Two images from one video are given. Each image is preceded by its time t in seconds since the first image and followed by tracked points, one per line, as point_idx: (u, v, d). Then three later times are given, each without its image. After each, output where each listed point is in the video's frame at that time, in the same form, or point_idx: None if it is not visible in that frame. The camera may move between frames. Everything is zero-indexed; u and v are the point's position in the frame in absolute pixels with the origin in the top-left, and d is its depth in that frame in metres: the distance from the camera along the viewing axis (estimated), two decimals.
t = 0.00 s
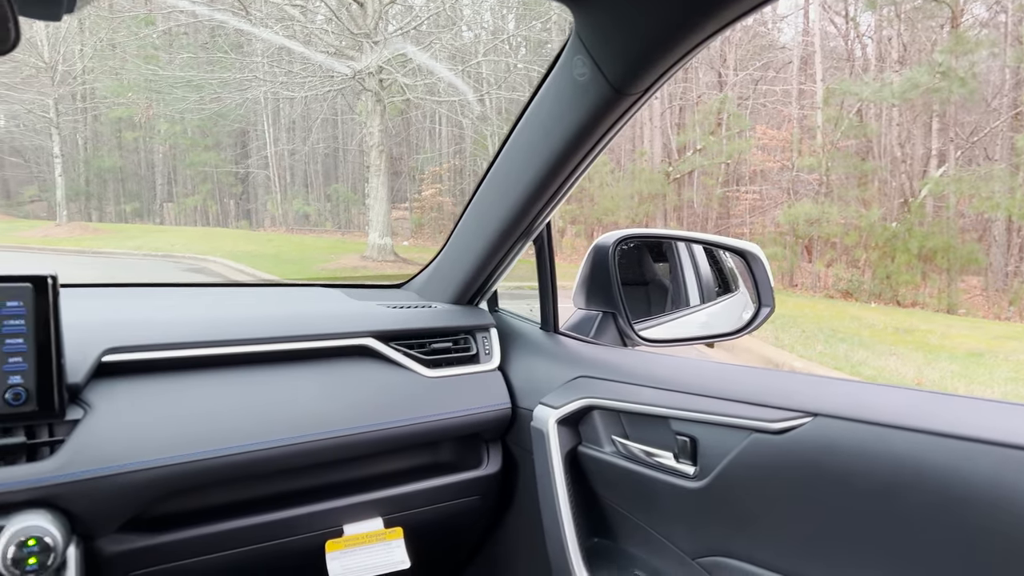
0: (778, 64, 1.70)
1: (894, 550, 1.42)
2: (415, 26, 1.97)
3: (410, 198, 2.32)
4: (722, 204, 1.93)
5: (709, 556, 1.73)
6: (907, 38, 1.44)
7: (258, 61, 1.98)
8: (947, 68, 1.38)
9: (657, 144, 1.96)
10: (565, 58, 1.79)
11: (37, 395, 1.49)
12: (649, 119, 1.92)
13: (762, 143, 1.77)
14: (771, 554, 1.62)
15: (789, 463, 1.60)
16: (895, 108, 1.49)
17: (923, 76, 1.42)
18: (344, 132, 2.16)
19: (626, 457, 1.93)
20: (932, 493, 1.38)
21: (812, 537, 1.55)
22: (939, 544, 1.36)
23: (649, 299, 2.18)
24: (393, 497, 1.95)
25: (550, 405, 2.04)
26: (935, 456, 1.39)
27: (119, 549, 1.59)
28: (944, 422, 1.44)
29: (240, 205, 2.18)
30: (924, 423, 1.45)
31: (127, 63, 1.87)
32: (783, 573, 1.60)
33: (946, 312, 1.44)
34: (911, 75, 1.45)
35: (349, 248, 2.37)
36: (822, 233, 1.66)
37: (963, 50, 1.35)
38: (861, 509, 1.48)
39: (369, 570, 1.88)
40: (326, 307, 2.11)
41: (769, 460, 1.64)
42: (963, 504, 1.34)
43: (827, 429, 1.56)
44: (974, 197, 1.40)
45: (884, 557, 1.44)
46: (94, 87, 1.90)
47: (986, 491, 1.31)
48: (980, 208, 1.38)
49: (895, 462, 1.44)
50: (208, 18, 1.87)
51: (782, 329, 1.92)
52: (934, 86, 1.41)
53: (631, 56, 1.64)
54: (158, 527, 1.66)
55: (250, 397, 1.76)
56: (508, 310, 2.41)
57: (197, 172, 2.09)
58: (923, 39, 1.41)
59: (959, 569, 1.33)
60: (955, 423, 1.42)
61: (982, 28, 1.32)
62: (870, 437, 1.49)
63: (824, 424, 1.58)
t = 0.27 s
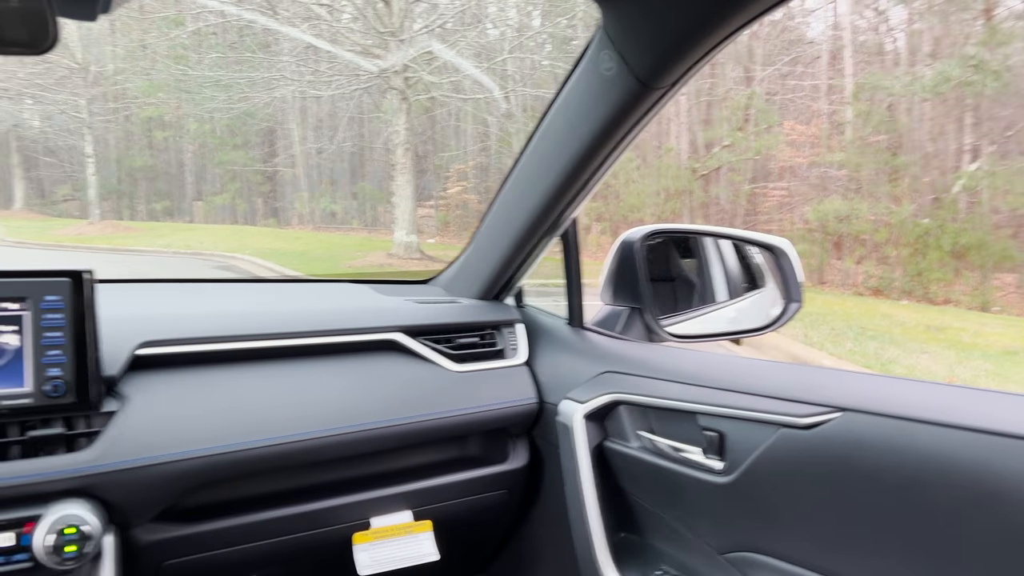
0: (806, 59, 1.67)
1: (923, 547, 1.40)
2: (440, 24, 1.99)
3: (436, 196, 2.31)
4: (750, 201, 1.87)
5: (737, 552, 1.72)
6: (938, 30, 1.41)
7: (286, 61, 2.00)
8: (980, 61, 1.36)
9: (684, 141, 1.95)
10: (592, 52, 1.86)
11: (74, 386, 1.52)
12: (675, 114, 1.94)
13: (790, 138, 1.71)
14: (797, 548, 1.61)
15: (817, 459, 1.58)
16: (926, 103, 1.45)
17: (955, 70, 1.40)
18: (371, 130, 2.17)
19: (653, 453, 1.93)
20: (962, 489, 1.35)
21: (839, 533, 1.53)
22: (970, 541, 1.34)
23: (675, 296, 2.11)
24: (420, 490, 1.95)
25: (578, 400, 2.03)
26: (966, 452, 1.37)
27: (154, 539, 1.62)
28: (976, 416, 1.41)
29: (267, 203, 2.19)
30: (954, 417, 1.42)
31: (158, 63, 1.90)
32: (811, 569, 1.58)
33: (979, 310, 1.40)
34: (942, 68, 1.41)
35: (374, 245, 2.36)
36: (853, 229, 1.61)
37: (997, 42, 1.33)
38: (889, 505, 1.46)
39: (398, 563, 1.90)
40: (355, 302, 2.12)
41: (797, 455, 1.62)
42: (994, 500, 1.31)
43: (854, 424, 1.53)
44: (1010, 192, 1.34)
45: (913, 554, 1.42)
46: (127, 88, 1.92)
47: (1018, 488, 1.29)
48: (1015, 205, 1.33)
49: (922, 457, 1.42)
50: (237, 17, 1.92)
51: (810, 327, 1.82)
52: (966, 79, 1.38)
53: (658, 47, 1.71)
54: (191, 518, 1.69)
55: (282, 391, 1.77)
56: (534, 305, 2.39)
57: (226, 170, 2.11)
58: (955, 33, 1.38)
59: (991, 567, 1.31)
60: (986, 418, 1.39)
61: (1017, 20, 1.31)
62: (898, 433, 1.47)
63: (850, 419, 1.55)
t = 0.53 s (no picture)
0: (837, 57, 1.63)
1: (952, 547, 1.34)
2: (468, 23, 1.99)
3: (463, 195, 2.32)
4: (780, 199, 1.84)
5: (760, 549, 1.68)
6: (974, 26, 1.38)
7: (315, 61, 2.01)
8: (1015, 56, 1.33)
9: (712, 139, 1.91)
10: (617, 47, 1.79)
11: (108, 378, 1.52)
12: (703, 113, 1.87)
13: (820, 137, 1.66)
14: (824, 546, 1.55)
15: (841, 456, 1.53)
16: (962, 99, 1.43)
17: (990, 65, 1.37)
18: (398, 130, 2.19)
19: (677, 449, 1.89)
20: (991, 488, 1.29)
21: (864, 530, 1.48)
22: (999, 542, 1.27)
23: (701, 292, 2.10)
24: (446, 484, 1.93)
25: (601, 395, 1.99)
26: (995, 450, 1.30)
27: (183, 529, 1.64)
28: (1007, 414, 1.33)
29: (297, 203, 2.22)
30: (984, 414, 1.35)
31: (189, 64, 1.93)
32: (836, 567, 1.53)
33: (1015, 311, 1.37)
34: (977, 63, 1.39)
35: (402, 244, 2.37)
36: (884, 229, 1.57)
37: None
38: (914, 503, 1.40)
39: (421, 557, 1.90)
40: (383, 298, 2.10)
41: (822, 453, 1.56)
42: None
43: (879, 421, 1.48)
44: None
45: (940, 554, 1.36)
46: (158, 89, 1.95)
47: None
48: None
49: (950, 454, 1.35)
50: (267, 18, 1.91)
51: (841, 327, 1.80)
52: (1002, 75, 1.35)
53: (687, 46, 1.61)
54: (221, 510, 1.69)
55: (310, 384, 1.76)
56: (559, 301, 2.39)
57: (255, 170, 2.14)
58: (991, 28, 1.36)
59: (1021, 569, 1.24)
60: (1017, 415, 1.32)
61: None
62: (925, 430, 1.40)
63: (876, 416, 1.49)
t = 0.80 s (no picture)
0: (869, 54, 1.61)
1: (987, 545, 1.28)
2: (495, 22, 2.00)
3: (488, 193, 2.32)
4: (809, 198, 1.80)
5: (788, 545, 1.64)
6: (1010, 22, 1.36)
7: (343, 60, 2.02)
8: None
9: (740, 137, 1.88)
10: (645, 39, 1.77)
11: (140, 366, 1.53)
12: (731, 111, 1.86)
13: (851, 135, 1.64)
14: (853, 542, 1.50)
15: (870, 452, 1.47)
16: (997, 97, 1.40)
17: None
18: (425, 128, 2.20)
19: (702, 444, 1.83)
20: None
21: (894, 526, 1.43)
22: None
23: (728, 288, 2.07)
24: (470, 476, 1.88)
25: (626, 390, 1.91)
26: None
27: (213, 516, 1.63)
28: None
29: (324, 201, 2.23)
30: (1015, 409, 1.29)
31: (219, 63, 1.95)
32: (866, 563, 1.48)
33: None
34: (1011, 61, 1.37)
35: (428, 242, 2.38)
36: (915, 229, 1.55)
37: None
38: (946, 499, 1.34)
39: (446, 548, 1.86)
40: (408, 290, 2.07)
41: (851, 448, 1.51)
42: None
43: (907, 416, 1.42)
44: None
45: (974, 552, 1.30)
46: (189, 87, 1.98)
47: None
48: None
49: (981, 450, 1.30)
50: (295, 16, 1.94)
51: (870, 328, 1.76)
52: None
53: (717, 37, 1.60)
54: (246, 498, 1.68)
55: (336, 375, 1.75)
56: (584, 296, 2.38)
57: (284, 168, 2.16)
58: None
59: None
60: None
61: None
62: (955, 426, 1.35)
63: (905, 411, 1.43)
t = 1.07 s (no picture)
0: (903, 51, 1.59)
1: None
2: (524, 20, 1.99)
3: (515, 191, 2.32)
4: (840, 198, 1.78)
5: (821, 544, 1.62)
6: None
7: (371, 59, 2.03)
8: None
9: (771, 136, 1.85)
10: (682, 34, 1.77)
11: (179, 357, 1.59)
12: (762, 110, 1.83)
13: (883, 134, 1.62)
14: (888, 541, 1.48)
15: (905, 451, 1.45)
16: None
17: None
18: (453, 126, 2.20)
19: (735, 442, 1.81)
20: None
21: (930, 528, 1.41)
22: None
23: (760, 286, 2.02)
24: (501, 471, 1.87)
25: (658, 387, 1.90)
26: None
27: (249, 506, 1.66)
28: None
29: (353, 198, 2.23)
30: None
31: (250, 61, 1.97)
32: (900, 564, 1.46)
33: None
34: None
35: (455, 240, 2.39)
36: (949, 229, 1.53)
37: None
38: (985, 501, 1.32)
39: (476, 542, 1.85)
40: (438, 286, 2.07)
41: (887, 448, 1.49)
42: None
43: (944, 417, 1.40)
44: None
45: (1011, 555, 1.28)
46: (221, 86, 2.01)
47: None
48: None
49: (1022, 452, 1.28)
50: (326, 15, 1.96)
51: (902, 329, 1.71)
52: None
53: (754, 31, 1.59)
54: (283, 489, 1.70)
55: (368, 369, 1.77)
56: (616, 294, 2.32)
57: (313, 166, 2.17)
58: None
59: None
60: None
61: None
62: (995, 426, 1.32)
63: (942, 411, 1.41)
